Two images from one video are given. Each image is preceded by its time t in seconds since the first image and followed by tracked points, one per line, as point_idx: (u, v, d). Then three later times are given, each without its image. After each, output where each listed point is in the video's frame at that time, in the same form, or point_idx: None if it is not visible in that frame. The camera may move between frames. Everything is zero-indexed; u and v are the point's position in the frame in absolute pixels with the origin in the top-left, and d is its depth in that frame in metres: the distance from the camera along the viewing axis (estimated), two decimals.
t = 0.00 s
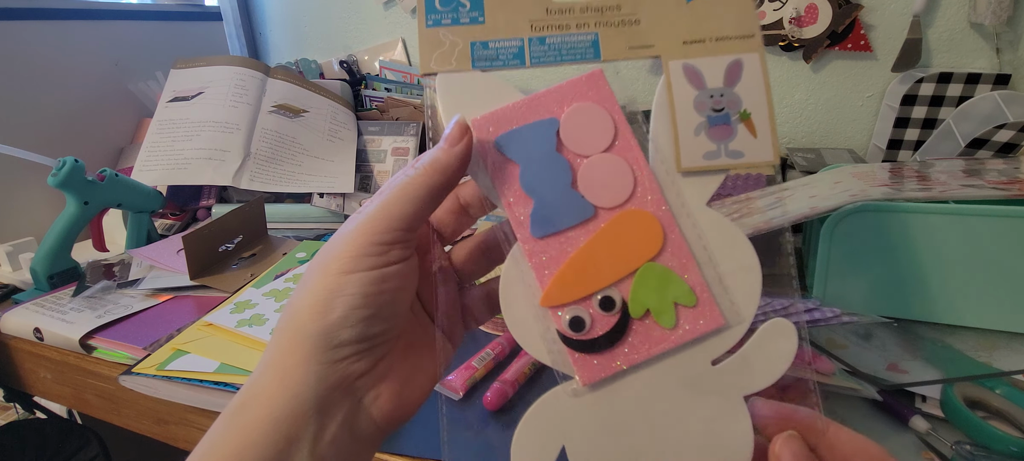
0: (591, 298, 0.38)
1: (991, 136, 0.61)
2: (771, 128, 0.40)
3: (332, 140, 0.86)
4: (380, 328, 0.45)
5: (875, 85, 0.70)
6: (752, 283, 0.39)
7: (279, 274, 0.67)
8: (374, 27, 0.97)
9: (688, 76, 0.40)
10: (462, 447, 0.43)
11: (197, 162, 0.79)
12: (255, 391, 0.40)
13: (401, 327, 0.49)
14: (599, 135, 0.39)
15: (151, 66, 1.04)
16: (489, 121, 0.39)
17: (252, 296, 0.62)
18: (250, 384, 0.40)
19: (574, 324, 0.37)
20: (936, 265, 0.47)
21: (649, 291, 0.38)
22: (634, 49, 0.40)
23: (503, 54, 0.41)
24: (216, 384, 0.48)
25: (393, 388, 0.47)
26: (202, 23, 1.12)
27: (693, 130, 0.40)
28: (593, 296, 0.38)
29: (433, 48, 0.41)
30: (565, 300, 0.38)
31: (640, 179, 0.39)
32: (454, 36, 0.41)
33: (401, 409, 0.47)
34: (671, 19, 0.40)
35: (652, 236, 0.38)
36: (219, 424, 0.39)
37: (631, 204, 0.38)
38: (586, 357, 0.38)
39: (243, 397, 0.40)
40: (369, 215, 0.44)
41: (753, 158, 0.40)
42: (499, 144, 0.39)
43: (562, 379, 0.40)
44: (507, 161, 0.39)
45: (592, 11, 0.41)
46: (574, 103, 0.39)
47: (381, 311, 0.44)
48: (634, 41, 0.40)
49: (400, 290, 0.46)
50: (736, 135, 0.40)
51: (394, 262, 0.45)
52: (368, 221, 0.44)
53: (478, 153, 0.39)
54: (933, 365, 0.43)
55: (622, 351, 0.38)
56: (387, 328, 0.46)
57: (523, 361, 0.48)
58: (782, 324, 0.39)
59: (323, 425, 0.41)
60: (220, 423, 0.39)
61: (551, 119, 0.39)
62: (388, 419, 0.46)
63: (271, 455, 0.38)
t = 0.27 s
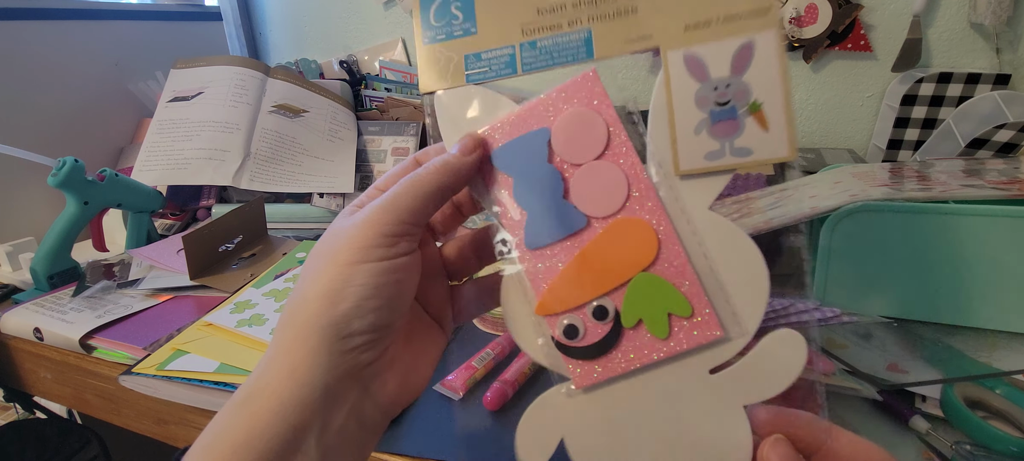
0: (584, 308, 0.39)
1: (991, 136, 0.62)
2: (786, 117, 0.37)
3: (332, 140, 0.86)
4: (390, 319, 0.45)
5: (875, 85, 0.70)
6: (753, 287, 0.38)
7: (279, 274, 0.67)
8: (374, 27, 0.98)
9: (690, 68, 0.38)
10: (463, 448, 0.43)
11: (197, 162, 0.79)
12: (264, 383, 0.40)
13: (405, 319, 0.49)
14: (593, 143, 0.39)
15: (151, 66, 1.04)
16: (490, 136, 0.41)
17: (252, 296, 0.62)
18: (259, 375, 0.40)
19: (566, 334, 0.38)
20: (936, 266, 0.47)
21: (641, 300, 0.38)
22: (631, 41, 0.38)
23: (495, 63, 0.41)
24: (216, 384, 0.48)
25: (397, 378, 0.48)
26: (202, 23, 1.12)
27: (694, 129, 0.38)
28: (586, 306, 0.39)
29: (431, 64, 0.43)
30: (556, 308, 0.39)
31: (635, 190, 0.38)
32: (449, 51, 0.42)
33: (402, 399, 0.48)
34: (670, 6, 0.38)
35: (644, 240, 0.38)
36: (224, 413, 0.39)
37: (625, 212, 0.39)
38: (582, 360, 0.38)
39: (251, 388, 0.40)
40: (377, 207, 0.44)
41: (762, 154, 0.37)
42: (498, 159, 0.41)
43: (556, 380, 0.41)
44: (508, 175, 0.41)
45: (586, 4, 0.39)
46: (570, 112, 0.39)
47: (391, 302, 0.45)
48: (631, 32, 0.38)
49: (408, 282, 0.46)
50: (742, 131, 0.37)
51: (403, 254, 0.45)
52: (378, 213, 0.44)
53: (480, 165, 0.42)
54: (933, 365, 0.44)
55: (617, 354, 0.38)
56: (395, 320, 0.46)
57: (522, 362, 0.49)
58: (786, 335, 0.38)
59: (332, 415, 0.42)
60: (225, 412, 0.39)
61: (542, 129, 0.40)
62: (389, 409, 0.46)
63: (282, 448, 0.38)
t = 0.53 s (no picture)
0: (588, 322, 0.39)
1: (991, 136, 0.62)
2: (802, 134, 0.36)
3: (332, 140, 0.86)
4: (395, 329, 0.45)
5: (875, 85, 0.70)
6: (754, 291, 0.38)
7: (279, 274, 0.67)
8: (374, 27, 0.98)
9: (700, 79, 0.37)
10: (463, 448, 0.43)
11: (197, 162, 0.79)
12: (268, 388, 0.39)
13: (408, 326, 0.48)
14: (599, 156, 0.40)
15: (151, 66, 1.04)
16: (499, 152, 0.43)
17: (252, 296, 0.62)
18: (264, 381, 0.39)
19: (568, 346, 0.39)
20: (936, 268, 0.47)
21: (642, 320, 0.38)
22: (639, 52, 0.39)
23: (505, 75, 0.42)
24: (217, 384, 0.48)
25: (397, 383, 0.48)
26: (202, 23, 1.12)
27: (703, 145, 0.38)
28: (590, 319, 0.39)
29: (442, 79, 0.44)
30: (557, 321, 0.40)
31: (639, 203, 0.39)
32: (461, 63, 0.43)
33: (400, 403, 0.47)
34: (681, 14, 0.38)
35: (647, 258, 0.38)
36: (229, 416, 0.39)
37: (630, 228, 0.39)
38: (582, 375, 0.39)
39: (256, 392, 0.40)
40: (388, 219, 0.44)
41: (774, 172, 0.37)
42: (506, 172, 0.42)
43: (561, 391, 0.42)
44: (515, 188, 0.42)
45: (595, 14, 0.39)
46: (579, 123, 0.40)
47: (396, 312, 0.44)
48: (638, 43, 0.39)
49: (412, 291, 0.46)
50: (753, 146, 0.37)
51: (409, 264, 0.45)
52: (385, 225, 0.43)
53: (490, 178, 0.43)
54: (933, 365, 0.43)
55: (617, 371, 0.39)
56: (399, 328, 0.45)
57: (522, 363, 0.49)
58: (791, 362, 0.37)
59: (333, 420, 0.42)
60: (230, 416, 0.39)
61: (547, 143, 0.41)
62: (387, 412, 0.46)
63: (284, 451, 0.38)
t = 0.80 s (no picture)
0: (585, 321, 0.39)
1: (991, 136, 0.62)
2: (794, 134, 0.36)
3: (332, 140, 0.86)
4: (397, 335, 0.44)
5: (875, 85, 0.70)
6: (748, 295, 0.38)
7: (279, 274, 0.67)
8: (375, 26, 0.98)
9: (691, 81, 0.37)
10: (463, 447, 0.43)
11: (197, 162, 0.79)
12: (269, 388, 0.39)
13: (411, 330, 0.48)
14: (593, 158, 0.40)
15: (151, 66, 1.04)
16: (496, 155, 0.43)
17: (252, 296, 0.62)
18: (265, 382, 0.39)
19: (567, 346, 0.39)
20: (936, 268, 0.47)
21: (637, 317, 0.38)
22: (632, 55, 0.39)
23: (502, 79, 0.42)
24: (216, 384, 0.48)
25: (398, 385, 0.47)
26: (202, 23, 1.12)
27: (695, 146, 0.38)
28: (588, 319, 0.39)
29: (441, 83, 0.44)
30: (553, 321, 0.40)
31: (635, 204, 0.39)
32: (460, 69, 0.44)
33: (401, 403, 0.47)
34: (673, 17, 0.38)
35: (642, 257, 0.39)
36: (231, 417, 0.39)
37: (626, 229, 0.39)
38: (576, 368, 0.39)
39: (256, 393, 0.40)
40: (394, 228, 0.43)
41: (767, 173, 0.36)
42: (504, 176, 0.42)
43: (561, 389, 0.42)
44: (513, 190, 0.42)
45: (589, 18, 0.40)
46: (574, 125, 0.41)
47: (398, 319, 0.44)
48: (633, 46, 0.39)
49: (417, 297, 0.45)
50: (746, 147, 0.36)
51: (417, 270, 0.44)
52: (394, 232, 0.42)
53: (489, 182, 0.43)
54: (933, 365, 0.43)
55: (614, 368, 0.39)
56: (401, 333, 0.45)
57: (522, 362, 0.49)
58: (787, 364, 0.37)
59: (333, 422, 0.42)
60: (232, 416, 0.39)
61: (545, 145, 0.41)
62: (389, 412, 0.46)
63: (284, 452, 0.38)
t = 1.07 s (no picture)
0: (606, 354, 0.39)
1: (991, 136, 0.62)
2: (842, 193, 0.36)
3: (332, 140, 0.86)
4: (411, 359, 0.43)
5: (875, 85, 0.71)
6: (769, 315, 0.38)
7: (279, 274, 0.67)
8: (375, 26, 0.98)
9: (744, 133, 0.38)
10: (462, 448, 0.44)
11: (197, 162, 0.79)
12: (277, 391, 0.38)
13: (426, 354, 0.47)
14: (637, 194, 0.42)
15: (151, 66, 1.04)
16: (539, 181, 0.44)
17: (252, 296, 0.62)
18: (272, 385, 0.39)
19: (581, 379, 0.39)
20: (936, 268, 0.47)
21: (660, 354, 0.38)
22: (689, 104, 0.40)
23: (559, 111, 0.43)
24: (217, 384, 0.48)
25: (404, 411, 0.45)
26: (202, 23, 1.12)
27: (741, 191, 0.38)
28: (608, 352, 0.39)
29: (501, 106, 0.45)
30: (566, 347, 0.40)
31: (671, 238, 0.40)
32: (521, 96, 0.45)
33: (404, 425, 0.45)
34: (732, 73, 0.39)
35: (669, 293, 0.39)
36: (235, 419, 0.39)
37: (660, 264, 0.40)
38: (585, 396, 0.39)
39: (262, 397, 0.39)
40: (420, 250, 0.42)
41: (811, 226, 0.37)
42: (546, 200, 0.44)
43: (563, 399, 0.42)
44: (552, 214, 0.44)
45: (653, 69, 0.41)
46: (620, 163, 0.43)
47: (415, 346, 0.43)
48: (689, 96, 0.40)
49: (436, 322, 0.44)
50: (793, 198, 0.37)
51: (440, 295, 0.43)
52: (421, 255, 0.41)
53: (530, 208, 0.44)
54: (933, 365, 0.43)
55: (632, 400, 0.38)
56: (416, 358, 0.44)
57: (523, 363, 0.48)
58: (807, 424, 0.36)
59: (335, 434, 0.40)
60: (236, 419, 0.38)
61: (590, 175, 0.43)
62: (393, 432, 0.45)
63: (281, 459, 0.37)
